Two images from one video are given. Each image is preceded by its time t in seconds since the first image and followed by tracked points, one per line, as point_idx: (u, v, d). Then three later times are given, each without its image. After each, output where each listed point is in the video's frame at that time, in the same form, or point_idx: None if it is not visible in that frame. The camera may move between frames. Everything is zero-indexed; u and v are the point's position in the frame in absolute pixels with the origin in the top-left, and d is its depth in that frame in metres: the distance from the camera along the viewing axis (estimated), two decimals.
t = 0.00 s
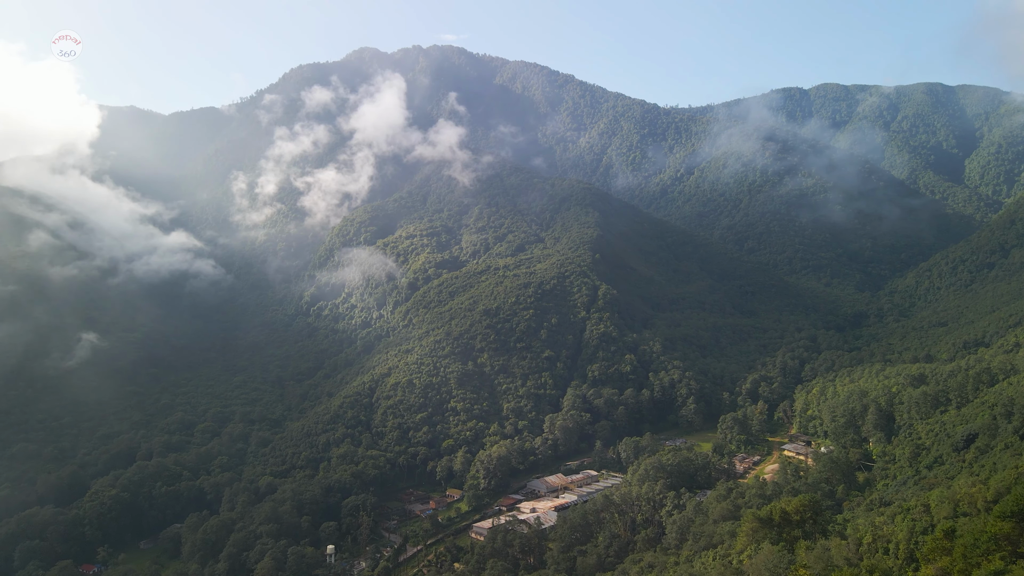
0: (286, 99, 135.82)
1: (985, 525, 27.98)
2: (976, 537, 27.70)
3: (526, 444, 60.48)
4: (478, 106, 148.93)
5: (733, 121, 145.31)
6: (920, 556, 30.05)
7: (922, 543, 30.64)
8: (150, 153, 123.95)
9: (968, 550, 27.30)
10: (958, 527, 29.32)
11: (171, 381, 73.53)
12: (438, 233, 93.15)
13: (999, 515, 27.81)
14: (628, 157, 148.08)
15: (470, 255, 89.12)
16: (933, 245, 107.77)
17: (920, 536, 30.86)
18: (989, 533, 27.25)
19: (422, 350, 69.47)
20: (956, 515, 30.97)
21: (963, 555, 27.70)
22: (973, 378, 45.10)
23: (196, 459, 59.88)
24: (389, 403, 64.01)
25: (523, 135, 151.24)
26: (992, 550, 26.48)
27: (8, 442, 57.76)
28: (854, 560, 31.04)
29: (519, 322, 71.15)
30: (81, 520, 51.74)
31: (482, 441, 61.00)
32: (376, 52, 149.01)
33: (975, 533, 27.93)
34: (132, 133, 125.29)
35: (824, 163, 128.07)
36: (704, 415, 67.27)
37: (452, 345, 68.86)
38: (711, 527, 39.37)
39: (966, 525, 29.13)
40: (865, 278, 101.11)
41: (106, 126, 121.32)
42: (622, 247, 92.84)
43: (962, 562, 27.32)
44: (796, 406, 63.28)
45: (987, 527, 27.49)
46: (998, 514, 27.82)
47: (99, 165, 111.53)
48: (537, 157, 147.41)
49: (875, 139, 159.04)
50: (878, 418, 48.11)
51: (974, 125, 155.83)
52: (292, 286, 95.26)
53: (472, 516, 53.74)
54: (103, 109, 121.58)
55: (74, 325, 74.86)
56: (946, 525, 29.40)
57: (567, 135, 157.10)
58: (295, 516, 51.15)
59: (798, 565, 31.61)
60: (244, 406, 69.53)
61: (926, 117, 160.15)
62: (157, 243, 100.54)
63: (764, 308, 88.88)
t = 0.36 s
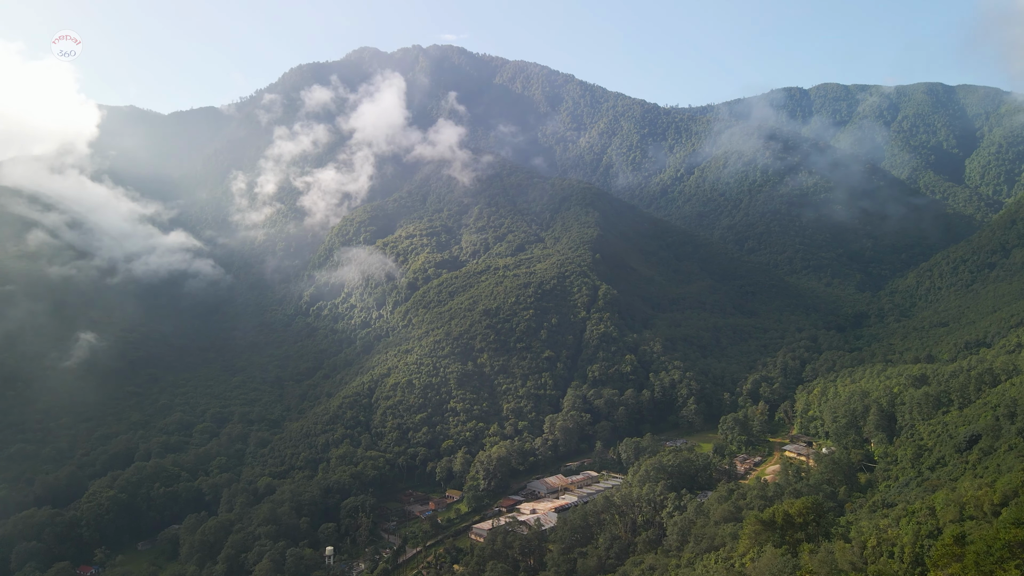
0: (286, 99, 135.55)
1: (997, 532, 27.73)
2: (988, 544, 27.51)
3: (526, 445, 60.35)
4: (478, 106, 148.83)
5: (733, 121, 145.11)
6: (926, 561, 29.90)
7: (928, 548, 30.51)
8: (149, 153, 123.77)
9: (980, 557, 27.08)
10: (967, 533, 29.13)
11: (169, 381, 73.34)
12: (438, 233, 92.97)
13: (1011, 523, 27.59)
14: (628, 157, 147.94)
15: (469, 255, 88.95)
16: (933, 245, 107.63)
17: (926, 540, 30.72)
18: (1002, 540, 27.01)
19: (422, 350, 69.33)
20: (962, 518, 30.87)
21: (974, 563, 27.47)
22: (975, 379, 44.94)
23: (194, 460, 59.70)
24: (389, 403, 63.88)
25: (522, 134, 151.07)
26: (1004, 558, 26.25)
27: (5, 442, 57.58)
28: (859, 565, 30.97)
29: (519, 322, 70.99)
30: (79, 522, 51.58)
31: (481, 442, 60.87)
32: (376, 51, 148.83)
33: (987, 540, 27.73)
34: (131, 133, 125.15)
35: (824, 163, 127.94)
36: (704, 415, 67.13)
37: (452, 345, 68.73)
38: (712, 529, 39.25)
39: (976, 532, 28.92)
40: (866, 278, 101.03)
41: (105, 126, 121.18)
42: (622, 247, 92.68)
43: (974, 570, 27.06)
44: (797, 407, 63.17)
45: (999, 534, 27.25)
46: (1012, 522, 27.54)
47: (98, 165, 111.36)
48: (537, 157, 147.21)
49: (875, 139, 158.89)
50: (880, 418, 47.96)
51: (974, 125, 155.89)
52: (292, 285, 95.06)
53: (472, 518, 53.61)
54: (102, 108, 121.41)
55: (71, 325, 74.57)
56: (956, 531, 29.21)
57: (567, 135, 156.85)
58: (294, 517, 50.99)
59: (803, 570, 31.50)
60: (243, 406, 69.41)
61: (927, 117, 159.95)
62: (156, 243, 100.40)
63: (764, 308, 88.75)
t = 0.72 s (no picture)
0: (286, 99, 135.33)
1: (1010, 539, 27.36)
2: (1001, 552, 27.13)
3: (526, 446, 60.19)
4: (478, 106, 148.68)
5: (733, 121, 144.91)
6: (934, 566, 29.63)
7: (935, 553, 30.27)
8: (148, 152, 123.66)
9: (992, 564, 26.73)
10: (977, 539, 28.84)
11: (168, 381, 73.19)
12: (437, 233, 92.79)
13: None
14: (628, 157, 147.73)
15: (469, 255, 88.76)
16: (934, 244, 107.42)
17: (932, 545, 30.48)
18: (1016, 548, 26.62)
19: (422, 350, 69.18)
20: (969, 522, 30.69)
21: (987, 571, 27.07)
22: (978, 380, 44.80)
23: (193, 461, 59.55)
24: (388, 404, 63.73)
25: (523, 134, 150.93)
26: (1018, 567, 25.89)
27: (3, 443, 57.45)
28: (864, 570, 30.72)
29: (519, 323, 70.81)
30: (76, 523, 51.43)
31: (481, 443, 60.74)
32: (375, 51, 148.65)
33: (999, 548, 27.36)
34: (131, 132, 125.05)
35: (825, 163, 127.80)
36: (705, 416, 66.98)
37: (452, 346, 68.58)
38: (713, 531, 39.08)
39: (986, 537, 28.63)
40: (866, 278, 100.87)
41: (105, 126, 121.13)
42: (622, 247, 92.51)
43: None
44: (798, 408, 63.03)
45: (1014, 543, 26.82)
46: None
47: (97, 164, 111.20)
48: (536, 157, 147.03)
49: (876, 138, 158.72)
50: (882, 419, 47.78)
51: (974, 125, 155.90)
52: (291, 285, 94.88)
53: (472, 519, 53.46)
54: (101, 109, 121.28)
55: (69, 325, 74.37)
56: (967, 537, 28.84)
57: (567, 135, 156.64)
58: (292, 519, 50.83)
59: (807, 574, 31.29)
60: (242, 406, 69.31)
61: (927, 117, 159.79)
62: (155, 243, 100.27)
63: (765, 308, 88.59)
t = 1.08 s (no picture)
0: (286, 99, 135.10)
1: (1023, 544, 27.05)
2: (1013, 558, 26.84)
3: (526, 446, 60.03)
4: (478, 106, 148.56)
5: (733, 121, 144.71)
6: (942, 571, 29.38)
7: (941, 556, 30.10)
8: (147, 152, 123.53)
9: (1007, 570, 26.41)
10: (987, 544, 28.56)
11: (167, 382, 73.01)
12: (437, 233, 92.63)
13: None
14: (628, 157, 147.56)
15: (469, 255, 88.55)
16: (935, 244, 107.22)
17: (938, 548, 30.29)
18: None
19: (421, 351, 69.01)
20: (975, 526, 30.54)
21: None
22: (980, 381, 44.67)
23: (191, 462, 59.38)
24: (387, 404, 63.59)
25: (523, 134, 150.82)
26: None
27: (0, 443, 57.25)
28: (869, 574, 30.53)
29: (519, 323, 70.62)
30: (74, 525, 51.24)
31: (481, 443, 60.60)
32: (375, 51, 148.48)
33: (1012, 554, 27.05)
34: (130, 132, 124.88)
35: (825, 163, 127.66)
36: (706, 416, 66.81)
37: (451, 346, 68.43)
38: (715, 533, 38.93)
39: (997, 542, 28.36)
40: (867, 278, 100.75)
41: (105, 126, 121.01)
42: (623, 248, 92.36)
43: None
44: (799, 409, 62.89)
45: None
46: None
47: (97, 164, 111.01)
48: (536, 157, 146.87)
49: (876, 138, 158.51)
50: (884, 420, 47.62)
51: (974, 125, 155.92)
52: (291, 285, 94.72)
53: (471, 520, 53.30)
54: (100, 108, 121.13)
55: (68, 325, 74.16)
56: (978, 543, 28.47)
57: (567, 135, 156.39)
58: (291, 520, 50.66)
59: None
60: (241, 407, 69.18)
61: (928, 116, 159.64)
62: (155, 242, 100.10)
63: (766, 308, 88.44)
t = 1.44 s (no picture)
0: (285, 99, 134.84)
1: None
2: None
3: (526, 447, 59.88)
4: (478, 106, 148.41)
5: (733, 121, 144.56)
6: None
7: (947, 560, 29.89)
8: (146, 152, 123.36)
9: None
10: (998, 548, 28.29)
11: (166, 382, 72.86)
12: (437, 233, 92.47)
13: None
14: (628, 157, 147.35)
15: (469, 255, 88.30)
16: (935, 244, 107.03)
17: (945, 552, 30.06)
18: None
19: (421, 351, 68.85)
20: (982, 530, 30.33)
21: None
22: (982, 382, 44.50)
23: (190, 462, 59.24)
24: (387, 405, 63.43)
25: (522, 134, 150.68)
26: None
27: None
28: None
29: (519, 323, 70.42)
30: (72, 526, 51.08)
31: (481, 444, 60.45)
32: (375, 50, 148.28)
33: None
34: (130, 132, 124.67)
35: (825, 163, 127.45)
36: (706, 417, 66.66)
37: (451, 346, 68.28)
38: (716, 535, 38.77)
39: (1008, 548, 28.09)
40: (867, 278, 100.61)
41: (104, 126, 120.83)
42: (623, 248, 92.20)
43: None
44: (800, 409, 62.75)
45: None
46: None
47: (96, 164, 110.80)
48: (536, 156, 146.64)
49: (876, 138, 158.29)
50: (885, 420, 47.47)
51: (974, 124, 155.82)
52: (290, 285, 94.55)
53: (471, 522, 53.15)
54: (99, 108, 120.93)
55: (66, 325, 73.99)
56: (989, 550, 28.08)
57: (567, 135, 156.11)
58: (290, 521, 50.53)
59: None
60: (240, 407, 69.06)
61: (928, 116, 159.47)
62: (154, 242, 99.92)
63: (766, 308, 88.31)
